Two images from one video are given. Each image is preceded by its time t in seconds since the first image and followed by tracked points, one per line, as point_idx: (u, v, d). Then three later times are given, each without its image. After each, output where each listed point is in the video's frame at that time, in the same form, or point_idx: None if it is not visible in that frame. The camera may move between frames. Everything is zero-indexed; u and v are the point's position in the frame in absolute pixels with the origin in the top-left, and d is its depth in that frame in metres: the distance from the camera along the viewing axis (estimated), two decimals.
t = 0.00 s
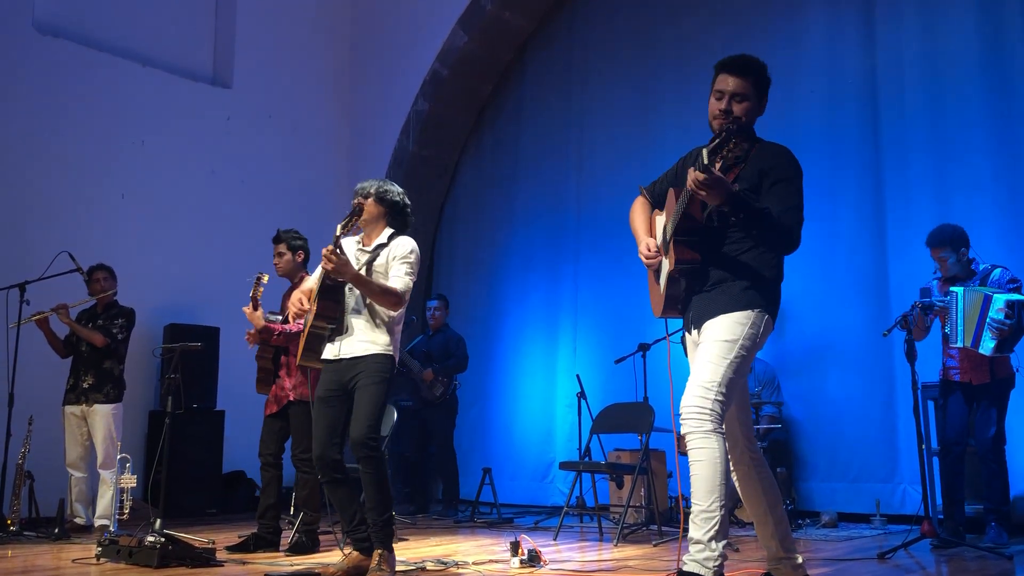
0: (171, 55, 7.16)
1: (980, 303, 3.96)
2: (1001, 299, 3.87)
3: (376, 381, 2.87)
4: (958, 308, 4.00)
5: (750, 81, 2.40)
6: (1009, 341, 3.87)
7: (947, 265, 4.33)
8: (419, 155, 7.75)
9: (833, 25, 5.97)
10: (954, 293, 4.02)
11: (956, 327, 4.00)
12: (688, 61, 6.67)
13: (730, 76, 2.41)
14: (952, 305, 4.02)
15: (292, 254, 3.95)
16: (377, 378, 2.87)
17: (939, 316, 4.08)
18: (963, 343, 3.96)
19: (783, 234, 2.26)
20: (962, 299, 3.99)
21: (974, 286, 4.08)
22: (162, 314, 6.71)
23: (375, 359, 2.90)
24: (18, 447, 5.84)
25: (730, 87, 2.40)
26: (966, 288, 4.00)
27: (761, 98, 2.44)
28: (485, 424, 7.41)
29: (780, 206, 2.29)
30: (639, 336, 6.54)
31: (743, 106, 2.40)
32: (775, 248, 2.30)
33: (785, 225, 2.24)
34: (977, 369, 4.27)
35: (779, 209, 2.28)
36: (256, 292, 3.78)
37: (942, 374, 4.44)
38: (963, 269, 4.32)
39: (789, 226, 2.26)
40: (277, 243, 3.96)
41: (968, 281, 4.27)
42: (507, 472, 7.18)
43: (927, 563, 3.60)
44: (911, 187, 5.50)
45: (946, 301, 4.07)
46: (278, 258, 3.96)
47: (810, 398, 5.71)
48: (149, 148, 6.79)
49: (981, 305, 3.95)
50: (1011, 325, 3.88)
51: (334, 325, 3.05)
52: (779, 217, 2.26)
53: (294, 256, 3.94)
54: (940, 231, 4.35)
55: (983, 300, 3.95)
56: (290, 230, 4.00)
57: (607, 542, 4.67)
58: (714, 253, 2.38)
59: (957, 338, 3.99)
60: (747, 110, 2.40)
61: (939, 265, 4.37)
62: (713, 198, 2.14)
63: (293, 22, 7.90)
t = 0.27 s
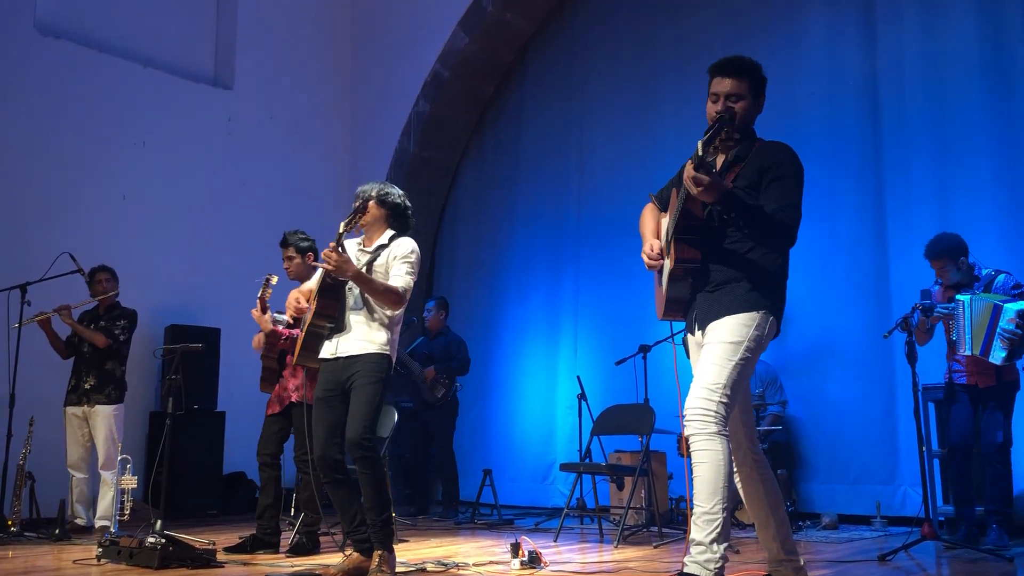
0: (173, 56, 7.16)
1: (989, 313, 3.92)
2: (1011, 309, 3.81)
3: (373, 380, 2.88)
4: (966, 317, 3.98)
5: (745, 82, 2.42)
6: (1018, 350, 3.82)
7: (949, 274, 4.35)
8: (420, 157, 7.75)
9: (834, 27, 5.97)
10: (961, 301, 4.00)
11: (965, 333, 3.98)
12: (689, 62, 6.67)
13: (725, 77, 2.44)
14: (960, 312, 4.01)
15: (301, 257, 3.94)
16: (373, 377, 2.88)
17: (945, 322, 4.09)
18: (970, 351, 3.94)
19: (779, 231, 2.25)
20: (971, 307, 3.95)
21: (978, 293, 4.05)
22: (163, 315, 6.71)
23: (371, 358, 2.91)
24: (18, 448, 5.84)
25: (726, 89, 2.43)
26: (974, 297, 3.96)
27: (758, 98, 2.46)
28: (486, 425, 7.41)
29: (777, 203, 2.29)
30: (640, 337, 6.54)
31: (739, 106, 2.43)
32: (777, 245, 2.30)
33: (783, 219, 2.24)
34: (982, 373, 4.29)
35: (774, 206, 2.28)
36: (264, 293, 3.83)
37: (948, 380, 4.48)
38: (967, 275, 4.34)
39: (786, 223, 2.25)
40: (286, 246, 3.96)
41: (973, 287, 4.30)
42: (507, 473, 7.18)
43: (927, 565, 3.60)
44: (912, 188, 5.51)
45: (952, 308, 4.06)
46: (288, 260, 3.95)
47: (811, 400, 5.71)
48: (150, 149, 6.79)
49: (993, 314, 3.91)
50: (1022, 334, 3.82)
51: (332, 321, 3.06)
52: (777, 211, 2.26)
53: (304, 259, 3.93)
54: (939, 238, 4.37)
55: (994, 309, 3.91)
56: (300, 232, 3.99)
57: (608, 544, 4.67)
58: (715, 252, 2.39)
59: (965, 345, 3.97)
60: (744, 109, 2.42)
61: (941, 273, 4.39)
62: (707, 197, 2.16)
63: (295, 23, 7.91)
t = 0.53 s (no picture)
0: (173, 56, 7.17)
1: (994, 318, 3.93)
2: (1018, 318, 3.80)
3: (374, 377, 2.87)
4: (969, 321, 3.97)
5: (745, 82, 2.42)
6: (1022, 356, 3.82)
7: (950, 280, 4.32)
8: (420, 157, 7.75)
9: (834, 26, 5.97)
10: (963, 305, 4.01)
11: (967, 335, 3.98)
12: (689, 62, 6.67)
13: (724, 78, 2.44)
14: (962, 316, 4.01)
15: (293, 259, 3.94)
16: (374, 374, 2.87)
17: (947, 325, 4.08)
18: (975, 355, 3.95)
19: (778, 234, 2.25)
20: (974, 313, 3.96)
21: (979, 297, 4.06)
22: (163, 314, 6.71)
23: (374, 352, 2.90)
24: (18, 447, 5.84)
25: (724, 90, 2.44)
26: (977, 301, 3.98)
27: (758, 97, 2.46)
28: (486, 425, 7.41)
29: (776, 203, 2.29)
30: (640, 337, 6.54)
31: (738, 106, 2.43)
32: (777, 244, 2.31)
33: (782, 218, 2.24)
34: (982, 375, 4.31)
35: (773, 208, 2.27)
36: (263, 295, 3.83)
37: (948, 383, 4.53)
38: (969, 279, 4.30)
39: (786, 226, 2.24)
40: (274, 252, 3.94)
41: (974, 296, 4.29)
42: (507, 473, 7.19)
43: (926, 564, 3.60)
44: (912, 188, 5.51)
45: (952, 312, 4.06)
46: (279, 264, 3.93)
47: (810, 400, 5.71)
48: (150, 149, 6.79)
49: (999, 322, 3.90)
50: None
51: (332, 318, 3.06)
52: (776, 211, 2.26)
53: (296, 261, 3.93)
54: (939, 247, 4.34)
55: (999, 315, 3.90)
56: (287, 235, 3.98)
57: (607, 543, 4.66)
58: (715, 251, 2.40)
59: (968, 348, 3.97)
60: (743, 109, 2.43)
61: (942, 280, 4.35)
62: (700, 211, 2.18)
63: (295, 23, 7.91)
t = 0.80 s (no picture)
0: (173, 56, 7.17)
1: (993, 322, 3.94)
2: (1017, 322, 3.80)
3: (378, 376, 2.88)
4: (969, 327, 3.96)
5: (743, 82, 2.42)
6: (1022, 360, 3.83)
7: (947, 285, 4.31)
8: (419, 156, 7.75)
9: (834, 26, 5.97)
10: (961, 309, 4.00)
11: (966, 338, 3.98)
12: (689, 62, 6.67)
13: (722, 80, 2.44)
14: (961, 320, 4.00)
15: (265, 262, 3.88)
16: (378, 373, 2.89)
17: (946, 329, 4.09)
18: (974, 358, 3.94)
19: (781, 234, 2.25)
20: (972, 319, 3.95)
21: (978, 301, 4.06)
22: (163, 314, 6.72)
23: (380, 350, 2.92)
24: (17, 446, 5.84)
25: (723, 91, 2.44)
26: (976, 306, 3.96)
27: (757, 97, 2.46)
28: (486, 425, 7.41)
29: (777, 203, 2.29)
30: (640, 337, 6.54)
31: (737, 107, 2.43)
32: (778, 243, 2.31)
33: (782, 218, 2.24)
34: (982, 377, 4.32)
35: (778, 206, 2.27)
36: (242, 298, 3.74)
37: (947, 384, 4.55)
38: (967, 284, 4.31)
39: (790, 225, 2.23)
40: (245, 258, 3.88)
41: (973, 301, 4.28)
42: (507, 473, 7.18)
43: (926, 564, 3.60)
44: (912, 188, 5.51)
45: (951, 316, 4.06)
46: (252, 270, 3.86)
47: (810, 400, 5.71)
48: (150, 148, 6.79)
49: (997, 327, 3.90)
50: None
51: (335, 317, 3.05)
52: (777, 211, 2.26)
53: (267, 263, 3.88)
54: (934, 254, 4.33)
55: (998, 319, 3.91)
56: (252, 239, 3.91)
57: (607, 543, 4.66)
58: (715, 251, 2.40)
59: (967, 352, 3.97)
60: (742, 110, 2.43)
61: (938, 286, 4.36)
62: (701, 219, 2.22)
63: (295, 23, 7.91)
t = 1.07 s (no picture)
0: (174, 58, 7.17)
1: (986, 320, 3.93)
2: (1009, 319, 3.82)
3: (388, 381, 2.91)
4: (962, 324, 3.98)
5: (742, 84, 2.42)
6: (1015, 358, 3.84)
7: (944, 284, 4.37)
8: (420, 158, 7.76)
9: (834, 29, 5.98)
10: (956, 308, 4.00)
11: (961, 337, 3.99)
12: (689, 64, 6.67)
13: (721, 83, 2.44)
14: (956, 320, 4.01)
15: (245, 264, 3.96)
16: (388, 378, 2.91)
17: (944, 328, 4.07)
18: (967, 356, 3.96)
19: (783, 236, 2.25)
20: (966, 315, 3.96)
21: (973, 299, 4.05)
22: (164, 315, 6.72)
23: (391, 354, 2.94)
24: (18, 448, 5.84)
25: (722, 94, 2.44)
26: (969, 304, 3.98)
27: (756, 99, 2.46)
28: (486, 427, 7.41)
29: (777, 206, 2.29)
30: (640, 339, 6.54)
31: (737, 110, 2.44)
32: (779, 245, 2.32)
33: (783, 221, 2.25)
34: (980, 378, 4.31)
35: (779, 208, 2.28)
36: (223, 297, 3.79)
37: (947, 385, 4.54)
38: (964, 283, 4.36)
39: (790, 228, 2.24)
40: (227, 258, 3.96)
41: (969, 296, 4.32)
42: (507, 475, 7.18)
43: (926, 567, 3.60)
44: (912, 190, 5.51)
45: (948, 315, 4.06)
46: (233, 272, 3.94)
47: (811, 402, 5.71)
48: (151, 150, 6.80)
49: (992, 324, 3.90)
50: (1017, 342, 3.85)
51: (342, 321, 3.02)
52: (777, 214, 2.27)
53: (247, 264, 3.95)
54: (934, 251, 4.39)
55: (990, 317, 3.91)
56: (232, 241, 3.99)
57: (607, 545, 4.66)
58: (716, 253, 2.40)
59: (961, 351, 3.99)
60: (742, 113, 2.44)
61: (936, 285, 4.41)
62: (704, 221, 2.22)
63: (296, 25, 7.92)
